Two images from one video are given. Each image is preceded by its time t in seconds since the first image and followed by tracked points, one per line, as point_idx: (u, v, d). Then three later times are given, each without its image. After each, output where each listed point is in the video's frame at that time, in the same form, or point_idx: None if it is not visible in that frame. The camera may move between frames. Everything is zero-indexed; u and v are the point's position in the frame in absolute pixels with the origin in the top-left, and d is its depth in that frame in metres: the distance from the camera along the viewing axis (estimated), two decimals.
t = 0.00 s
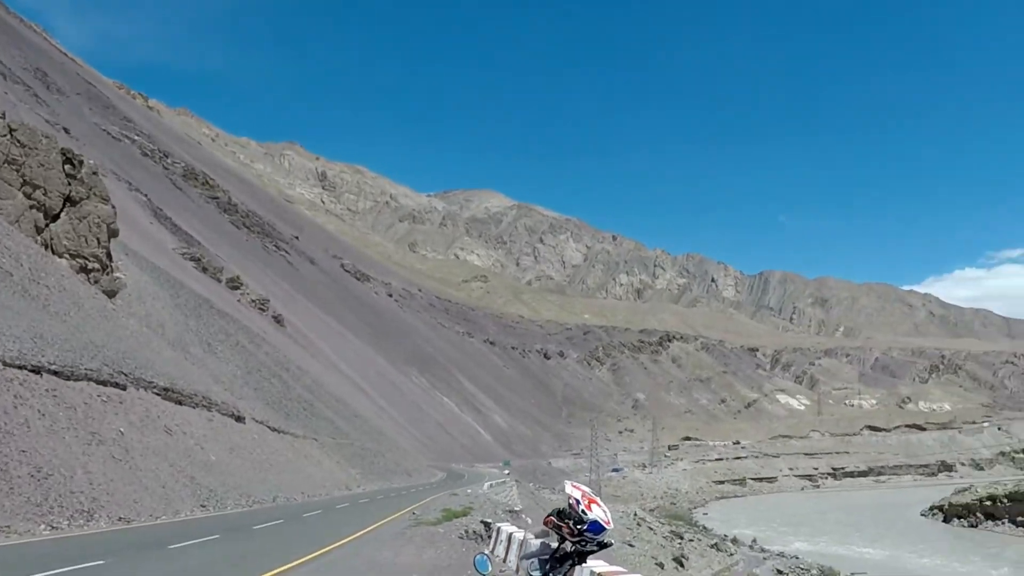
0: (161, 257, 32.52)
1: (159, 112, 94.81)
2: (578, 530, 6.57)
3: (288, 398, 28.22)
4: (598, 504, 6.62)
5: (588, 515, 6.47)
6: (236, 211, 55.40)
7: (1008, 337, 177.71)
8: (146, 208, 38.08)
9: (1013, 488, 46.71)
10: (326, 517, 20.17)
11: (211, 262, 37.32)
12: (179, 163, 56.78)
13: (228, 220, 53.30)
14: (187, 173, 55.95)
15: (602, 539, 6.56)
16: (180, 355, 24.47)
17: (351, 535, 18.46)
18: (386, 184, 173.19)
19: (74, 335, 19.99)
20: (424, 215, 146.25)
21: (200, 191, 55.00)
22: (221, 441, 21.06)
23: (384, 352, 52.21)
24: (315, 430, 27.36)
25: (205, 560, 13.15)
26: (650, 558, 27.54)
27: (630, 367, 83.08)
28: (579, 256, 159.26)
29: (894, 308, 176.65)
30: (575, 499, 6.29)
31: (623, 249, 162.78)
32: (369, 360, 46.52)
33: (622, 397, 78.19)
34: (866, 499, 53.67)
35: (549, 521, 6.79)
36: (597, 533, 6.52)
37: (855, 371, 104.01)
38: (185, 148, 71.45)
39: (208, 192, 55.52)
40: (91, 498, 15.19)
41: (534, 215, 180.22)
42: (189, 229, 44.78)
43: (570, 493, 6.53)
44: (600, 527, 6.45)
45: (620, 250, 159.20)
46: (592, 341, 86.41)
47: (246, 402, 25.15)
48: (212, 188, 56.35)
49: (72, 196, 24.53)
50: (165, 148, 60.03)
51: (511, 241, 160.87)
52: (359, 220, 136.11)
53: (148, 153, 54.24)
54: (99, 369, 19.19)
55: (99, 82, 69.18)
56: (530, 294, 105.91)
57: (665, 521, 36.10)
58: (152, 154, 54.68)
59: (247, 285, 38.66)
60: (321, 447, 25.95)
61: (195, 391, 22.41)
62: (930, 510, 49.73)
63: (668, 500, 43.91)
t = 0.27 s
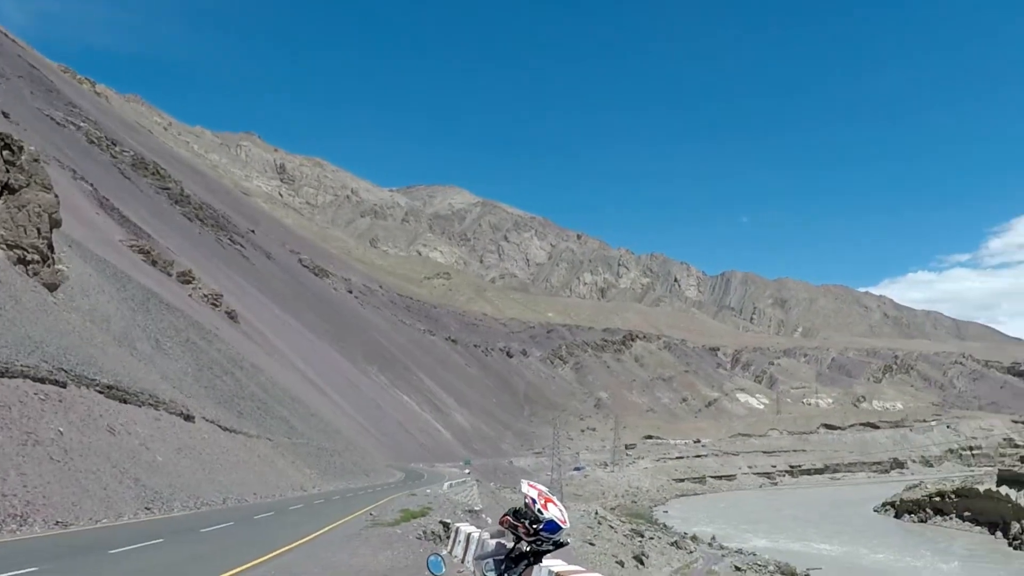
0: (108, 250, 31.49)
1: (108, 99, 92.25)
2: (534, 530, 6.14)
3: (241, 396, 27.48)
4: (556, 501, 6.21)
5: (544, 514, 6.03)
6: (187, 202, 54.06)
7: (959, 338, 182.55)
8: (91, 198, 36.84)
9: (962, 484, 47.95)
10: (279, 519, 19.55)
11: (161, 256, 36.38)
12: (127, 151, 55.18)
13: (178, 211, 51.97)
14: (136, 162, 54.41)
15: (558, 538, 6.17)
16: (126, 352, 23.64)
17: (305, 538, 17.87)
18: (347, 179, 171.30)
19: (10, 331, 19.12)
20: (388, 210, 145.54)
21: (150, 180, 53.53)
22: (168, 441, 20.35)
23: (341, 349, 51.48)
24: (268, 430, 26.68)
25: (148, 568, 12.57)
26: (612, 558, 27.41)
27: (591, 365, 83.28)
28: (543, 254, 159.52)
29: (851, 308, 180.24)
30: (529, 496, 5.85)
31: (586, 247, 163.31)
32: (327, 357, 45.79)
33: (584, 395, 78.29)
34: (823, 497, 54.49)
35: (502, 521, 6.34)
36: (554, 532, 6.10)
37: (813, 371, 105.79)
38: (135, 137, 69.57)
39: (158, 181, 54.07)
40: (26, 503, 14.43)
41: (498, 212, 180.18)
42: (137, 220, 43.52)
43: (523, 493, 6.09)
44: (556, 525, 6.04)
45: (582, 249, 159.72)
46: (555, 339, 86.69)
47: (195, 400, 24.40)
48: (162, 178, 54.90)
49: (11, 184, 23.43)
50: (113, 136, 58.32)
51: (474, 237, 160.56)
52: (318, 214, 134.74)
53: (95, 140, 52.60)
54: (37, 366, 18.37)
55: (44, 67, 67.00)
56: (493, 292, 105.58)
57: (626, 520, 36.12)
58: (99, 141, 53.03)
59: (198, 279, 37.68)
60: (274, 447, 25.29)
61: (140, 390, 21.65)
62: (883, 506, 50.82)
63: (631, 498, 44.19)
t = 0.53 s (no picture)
0: (25, 233, 30.23)
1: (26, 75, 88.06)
2: (465, 521, 5.95)
3: (166, 386, 26.76)
4: (487, 492, 6.02)
5: (474, 506, 5.85)
6: (111, 185, 52.15)
7: (884, 335, 189.80)
8: (7, 178, 35.21)
9: (886, 476, 49.61)
10: (205, 512, 19.07)
11: (82, 240, 35.23)
12: (47, 131, 52.81)
13: (102, 194, 50.12)
14: (56, 142, 52.15)
15: (489, 530, 5.95)
16: (44, 340, 22.75)
17: (233, 531, 17.49)
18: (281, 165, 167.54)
19: None
20: (321, 197, 143.90)
21: (71, 161, 51.43)
22: (89, 432, 19.64)
23: (274, 340, 50.59)
24: (195, 421, 26.05)
25: (56, 563, 12.18)
26: (545, 548, 27.65)
27: (528, 358, 83.88)
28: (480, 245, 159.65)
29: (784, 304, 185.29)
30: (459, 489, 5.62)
31: (525, 239, 163.80)
32: (259, 349, 44.90)
33: (521, 387, 78.64)
34: (752, 488, 55.97)
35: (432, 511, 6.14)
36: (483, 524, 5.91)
37: (745, 365, 108.39)
38: (55, 116, 66.61)
39: (80, 163, 52.00)
40: None
41: (436, 202, 179.33)
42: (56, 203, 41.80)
43: (454, 483, 5.89)
44: (486, 517, 5.84)
45: (522, 241, 160.05)
46: (492, 332, 86.88)
47: (118, 390, 23.67)
48: (84, 159, 52.79)
49: None
50: (31, 114, 55.73)
51: (411, 227, 159.71)
52: (250, 200, 132.24)
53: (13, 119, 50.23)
54: None
55: None
56: (429, 283, 104.94)
57: (561, 511, 36.43)
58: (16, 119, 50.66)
59: (123, 266, 36.49)
60: (201, 438, 24.71)
61: (59, 379, 20.89)
62: (811, 497, 52.52)
63: (565, 489, 44.63)
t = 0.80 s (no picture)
0: None
1: None
2: (421, 508, 5.51)
3: (120, 373, 26.31)
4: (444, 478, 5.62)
5: (431, 493, 5.43)
6: (60, 168, 50.80)
7: (841, 326, 194.10)
8: None
9: (841, 464, 50.70)
10: (161, 500, 18.80)
11: (30, 223, 34.42)
12: None
13: (50, 177, 48.77)
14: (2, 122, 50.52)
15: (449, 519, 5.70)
16: None
17: (189, 519, 17.26)
18: (238, 149, 164.50)
19: None
20: (279, 182, 142.83)
21: (17, 143, 49.86)
22: (38, 419, 19.22)
23: (232, 329, 50.00)
24: (150, 409, 25.65)
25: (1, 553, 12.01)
26: (507, 535, 27.82)
27: (490, 347, 84.17)
28: (442, 233, 159.48)
29: (744, 295, 188.12)
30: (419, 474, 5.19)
31: (488, 228, 163.63)
32: (216, 337, 44.29)
33: (482, 376, 78.84)
34: (710, 475, 56.95)
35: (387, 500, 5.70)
36: (442, 511, 5.48)
37: (706, 355, 109.91)
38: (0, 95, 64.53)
39: (27, 144, 50.48)
40: None
41: (397, 189, 178.46)
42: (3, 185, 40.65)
43: (411, 469, 5.70)
44: (444, 503, 5.44)
45: (485, 230, 159.83)
46: (454, 320, 86.96)
47: (70, 378, 23.23)
48: (32, 141, 51.24)
49: None
50: None
51: (372, 215, 158.95)
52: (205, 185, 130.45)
53: None
54: None
55: None
56: (390, 270, 104.42)
57: (522, 499, 36.66)
58: None
59: (74, 252, 35.69)
60: (156, 426, 24.37)
61: (7, 366, 20.44)
62: (768, 484, 53.60)
63: (527, 477, 45.14)
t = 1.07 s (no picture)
0: None
1: None
2: (363, 481, 5.78)
3: (58, 341, 25.45)
4: (386, 452, 5.88)
5: (372, 465, 5.71)
6: None
7: (788, 305, 198.69)
8: None
9: (786, 441, 51.97)
10: (100, 471, 18.29)
11: None
12: None
13: None
14: None
15: (389, 488, 5.84)
16: None
17: (129, 491, 16.82)
18: (183, 112, 159.41)
19: None
20: (226, 147, 139.52)
21: None
22: None
23: (177, 298, 48.81)
24: (90, 378, 24.90)
25: None
26: (455, 510, 27.90)
27: (441, 321, 84.09)
28: (394, 205, 157.94)
29: (696, 273, 190.86)
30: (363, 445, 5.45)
31: (441, 201, 162.49)
32: (161, 306, 43.19)
33: (433, 349, 78.70)
34: (656, 451, 58.01)
35: (331, 472, 5.95)
36: (383, 484, 5.77)
37: (656, 332, 111.39)
38: None
39: None
40: None
41: (348, 158, 175.77)
42: None
43: (354, 442, 5.77)
44: (385, 477, 5.72)
45: (438, 203, 158.62)
46: (405, 292, 86.50)
47: (5, 344, 22.38)
48: None
49: None
50: None
51: (322, 183, 156.49)
52: (148, 148, 126.50)
53: None
54: None
55: None
56: (340, 241, 103.06)
57: (471, 473, 36.80)
58: None
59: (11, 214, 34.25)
60: (97, 396, 23.69)
61: None
62: (715, 460, 54.88)
63: (475, 451, 45.47)
